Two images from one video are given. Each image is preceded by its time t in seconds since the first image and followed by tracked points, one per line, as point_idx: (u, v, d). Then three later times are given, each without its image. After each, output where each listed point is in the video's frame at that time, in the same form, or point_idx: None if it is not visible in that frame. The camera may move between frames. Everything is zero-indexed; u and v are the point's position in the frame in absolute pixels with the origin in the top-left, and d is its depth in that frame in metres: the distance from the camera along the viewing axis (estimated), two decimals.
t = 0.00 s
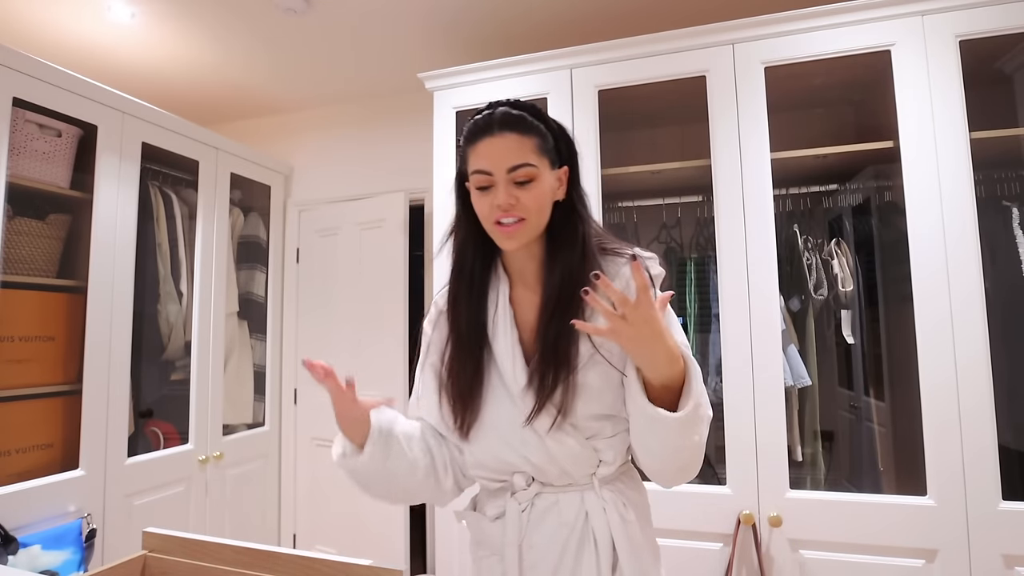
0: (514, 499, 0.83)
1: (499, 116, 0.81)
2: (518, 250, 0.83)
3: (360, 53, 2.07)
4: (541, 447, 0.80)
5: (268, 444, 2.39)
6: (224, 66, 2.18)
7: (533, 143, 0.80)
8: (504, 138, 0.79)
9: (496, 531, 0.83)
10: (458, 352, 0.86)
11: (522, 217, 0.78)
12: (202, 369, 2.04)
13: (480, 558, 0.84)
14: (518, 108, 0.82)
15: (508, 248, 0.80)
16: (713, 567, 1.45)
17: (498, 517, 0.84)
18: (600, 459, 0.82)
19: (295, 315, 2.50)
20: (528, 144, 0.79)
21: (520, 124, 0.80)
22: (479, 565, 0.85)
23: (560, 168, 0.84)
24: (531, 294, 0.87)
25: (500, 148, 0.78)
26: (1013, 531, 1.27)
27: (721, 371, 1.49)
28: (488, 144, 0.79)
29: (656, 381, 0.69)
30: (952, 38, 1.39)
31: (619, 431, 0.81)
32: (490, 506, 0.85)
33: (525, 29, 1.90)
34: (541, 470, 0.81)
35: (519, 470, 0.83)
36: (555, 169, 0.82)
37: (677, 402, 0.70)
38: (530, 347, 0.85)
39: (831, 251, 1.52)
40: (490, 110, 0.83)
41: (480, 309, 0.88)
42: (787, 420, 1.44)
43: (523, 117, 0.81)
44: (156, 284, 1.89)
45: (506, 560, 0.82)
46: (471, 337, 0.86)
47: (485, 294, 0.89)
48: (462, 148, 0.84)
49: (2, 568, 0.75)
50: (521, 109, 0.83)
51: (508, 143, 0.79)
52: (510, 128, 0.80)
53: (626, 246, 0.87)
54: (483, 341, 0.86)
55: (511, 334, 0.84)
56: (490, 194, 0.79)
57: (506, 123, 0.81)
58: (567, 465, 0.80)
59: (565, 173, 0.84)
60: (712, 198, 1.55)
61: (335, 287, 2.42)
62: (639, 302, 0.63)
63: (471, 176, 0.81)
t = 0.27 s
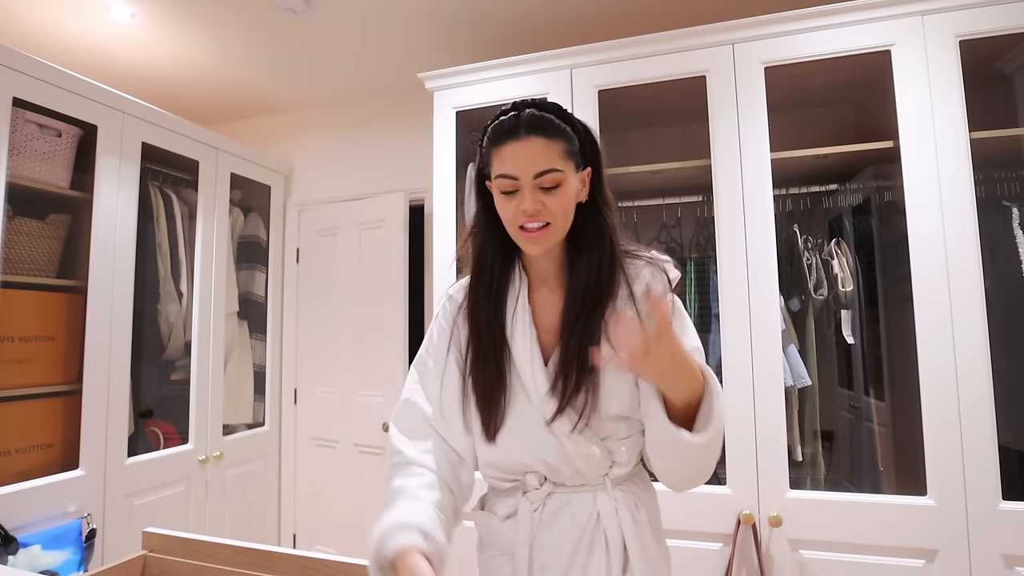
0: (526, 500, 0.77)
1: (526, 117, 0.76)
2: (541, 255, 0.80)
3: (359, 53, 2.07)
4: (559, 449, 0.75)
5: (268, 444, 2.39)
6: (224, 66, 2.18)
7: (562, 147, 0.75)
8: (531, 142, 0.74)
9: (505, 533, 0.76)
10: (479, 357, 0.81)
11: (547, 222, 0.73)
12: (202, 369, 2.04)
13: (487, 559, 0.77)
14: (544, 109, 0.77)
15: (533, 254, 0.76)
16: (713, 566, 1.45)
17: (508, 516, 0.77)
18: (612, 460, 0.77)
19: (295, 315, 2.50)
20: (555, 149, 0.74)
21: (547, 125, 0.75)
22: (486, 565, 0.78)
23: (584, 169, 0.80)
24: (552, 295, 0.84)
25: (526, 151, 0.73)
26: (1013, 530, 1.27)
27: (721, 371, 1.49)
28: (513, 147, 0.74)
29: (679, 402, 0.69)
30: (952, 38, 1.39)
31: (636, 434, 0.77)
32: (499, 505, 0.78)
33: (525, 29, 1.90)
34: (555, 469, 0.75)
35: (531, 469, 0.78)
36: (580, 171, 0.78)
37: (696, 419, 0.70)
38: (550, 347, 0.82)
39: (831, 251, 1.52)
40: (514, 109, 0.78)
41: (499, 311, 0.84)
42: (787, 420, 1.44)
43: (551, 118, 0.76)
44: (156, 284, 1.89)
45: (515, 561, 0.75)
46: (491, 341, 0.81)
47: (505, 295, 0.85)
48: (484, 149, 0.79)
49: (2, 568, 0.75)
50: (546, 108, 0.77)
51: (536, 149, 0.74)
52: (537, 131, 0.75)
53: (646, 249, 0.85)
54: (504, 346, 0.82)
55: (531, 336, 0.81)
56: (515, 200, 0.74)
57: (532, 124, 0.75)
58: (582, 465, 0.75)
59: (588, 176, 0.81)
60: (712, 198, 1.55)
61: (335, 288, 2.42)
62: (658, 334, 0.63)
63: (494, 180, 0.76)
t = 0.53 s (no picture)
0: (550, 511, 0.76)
1: (544, 101, 0.75)
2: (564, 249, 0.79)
3: (359, 53, 2.07)
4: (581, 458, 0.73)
5: (268, 444, 2.39)
6: (223, 66, 2.18)
7: (583, 133, 0.74)
8: (552, 129, 0.73)
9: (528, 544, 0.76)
10: (500, 357, 0.80)
11: (569, 213, 0.73)
12: (202, 369, 2.04)
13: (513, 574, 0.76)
14: (564, 92, 0.76)
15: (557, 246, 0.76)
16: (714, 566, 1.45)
17: (531, 527, 0.77)
18: (637, 471, 0.74)
19: (295, 315, 2.50)
20: (577, 135, 0.74)
21: (568, 111, 0.75)
22: None
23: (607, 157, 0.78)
24: (572, 291, 0.82)
25: (548, 138, 0.73)
26: (1013, 531, 1.27)
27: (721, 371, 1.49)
28: (534, 135, 0.74)
29: None
30: (952, 38, 1.39)
31: (660, 443, 0.74)
32: (518, 515, 0.78)
33: (524, 28, 1.90)
34: (579, 482, 0.73)
35: (553, 479, 0.76)
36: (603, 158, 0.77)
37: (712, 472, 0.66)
38: (573, 348, 0.81)
39: (831, 251, 1.52)
40: (533, 94, 0.77)
41: (518, 309, 0.82)
42: (787, 419, 1.44)
43: (571, 103, 0.75)
44: (156, 284, 1.89)
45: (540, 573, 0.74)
46: (512, 340, 0.80)
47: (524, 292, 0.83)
48: (503, 137, 0.79)
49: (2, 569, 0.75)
50: (566, 93, 0.76)
51: (556, 135, 0.73)
52: (557, 116, 0.74)
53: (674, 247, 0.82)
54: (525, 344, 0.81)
55: (555, 339, 0.79)
56: (536, 189, 0.74)
57: (552, 109, 0.75)
58: (606, 476, 0.73)
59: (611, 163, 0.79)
60: (712, 198, 1.55)
61: (335, 287, 2.42)
62: None
63: (513, 169, 0.76)
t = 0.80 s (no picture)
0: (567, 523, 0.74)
1: (560, 78, 0.77)
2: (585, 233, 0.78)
3: (360, 53, 2.07)
4: (599, 466, 0.71)
5: (268, 444, 2.39)
6: (223, 66, 2.18)
7: (600, 108, 0.75)
8: (568, 103, 0.74)
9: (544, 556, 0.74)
10: (523, 349, 0.80)
11: (586, 190, 0.73)
12: (202, 369, 2.04)
13: None
14: (580, 69, 0.77)
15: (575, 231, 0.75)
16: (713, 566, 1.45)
17: (546, 539, 0.75)
18: (662, 485, 0.72)
19: (295, 314, 2.50)
20: (593, 110, 0.74)
21: (584, 85, 0.75)
22: None
23: (628, 138, 0.79)
24: (598, 283, 0.82)
25: (563, 113, 0.74)
26: (1014, 531, 1.27)
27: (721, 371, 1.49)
28: (549, 111, 0.75)
29: None
30: (952, 38, 1.39)
31: (690, 457, 0.72)
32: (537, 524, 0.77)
33: (525, 29, 1.90)
34: (596, 492, 0.72)
35: (569, 490, 0.74)
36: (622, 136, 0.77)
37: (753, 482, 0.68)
38: (596, 349, 0.80)
39: (831, 251, 1.52)
40: (549, 72, 0.78)
41: (543, 303, 0.82)
42: (786, 419, 1.44)
43: (588, 78, 0.76)
44: (156, 284, 1.89)
45: None
46: (535, 332, 0.80)
47: (549, 285, 0.83)
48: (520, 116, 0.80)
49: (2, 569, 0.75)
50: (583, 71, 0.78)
51: (572, 108, 0.74)
52: (573, 91, 0.75)
53: (707, 246, 0.81)
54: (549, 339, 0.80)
55: (577, 336, 0.78)
56: (552, 166, 0.74)
57: (569, 84, 0.76)
58: (626, 489, 0.71)
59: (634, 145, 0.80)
60: (712, 198, 1.55)
61: (335, 287, 2.42)
62: None
63: (529, 146, 0.77)
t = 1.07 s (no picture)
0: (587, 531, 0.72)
1: (580, 75, 0.77)
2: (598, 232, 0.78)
3: (360, 53, 2.07)
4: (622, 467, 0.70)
5: (268, 444, 2.39)
6: (223, 66, 2.18)
7: (620, 106, 0.75)
8: (589, 99, 0.74)
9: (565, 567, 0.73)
10: (534, 349, 0.80)
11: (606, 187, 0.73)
12: (202, 369, 2.04)
13: None
14: (600, 67, 0.78)
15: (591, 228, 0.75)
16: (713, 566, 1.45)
17: (567, 550, 0.73)
18: (687, 486, 0.71)
19: (295, 314, 2.50)
20: (614, 107, 0.75)
21: (604, 82, 0.76)
22: None
23: (643, 138, 0.79)
24: (610, 282, 0.82)
25: (584, 109, 0.74)
26: (1014, 531, 1.27)
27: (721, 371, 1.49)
28: (570, 106, 0.75)
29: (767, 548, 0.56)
30: (952, 38, 1.39)
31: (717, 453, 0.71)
32: (555, 534, 0.75)
33: (525, 28, 1.90)
34: (619, 496, 0.70)
35: (591, 496, 0.72)
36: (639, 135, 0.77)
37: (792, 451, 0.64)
38: (612, 348, 0.79)
39: (831, 251, 1.52)
40: (569, 69, 0.78)
41: (552, 302, 0.82)
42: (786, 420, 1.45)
43: (607, 76, 0.77)
44: (156, 285, 1.89)
45: None
46: (546, 332, 0.80)
47: (559, 285, 0.83)
48: (537, 113, 0.80)
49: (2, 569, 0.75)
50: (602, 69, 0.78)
51: (594, 104, 0.74)
52: (594, 88, 0.75)
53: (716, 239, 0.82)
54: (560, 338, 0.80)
55: (590, 333, 0.78)
56: (572, 161, 0.74)
57: (590, 81, 0.76)
58: (650, 491, 0.69)
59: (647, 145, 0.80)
60: (712, 198, 1.55)
61: (335, 287, 2.42)
62: None
63: (546, 142, 0.77)
